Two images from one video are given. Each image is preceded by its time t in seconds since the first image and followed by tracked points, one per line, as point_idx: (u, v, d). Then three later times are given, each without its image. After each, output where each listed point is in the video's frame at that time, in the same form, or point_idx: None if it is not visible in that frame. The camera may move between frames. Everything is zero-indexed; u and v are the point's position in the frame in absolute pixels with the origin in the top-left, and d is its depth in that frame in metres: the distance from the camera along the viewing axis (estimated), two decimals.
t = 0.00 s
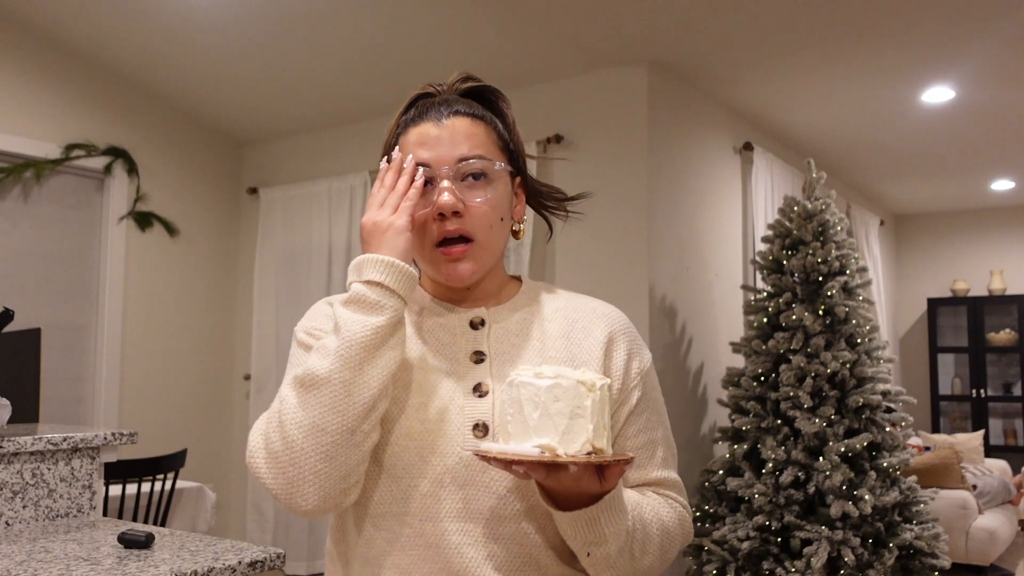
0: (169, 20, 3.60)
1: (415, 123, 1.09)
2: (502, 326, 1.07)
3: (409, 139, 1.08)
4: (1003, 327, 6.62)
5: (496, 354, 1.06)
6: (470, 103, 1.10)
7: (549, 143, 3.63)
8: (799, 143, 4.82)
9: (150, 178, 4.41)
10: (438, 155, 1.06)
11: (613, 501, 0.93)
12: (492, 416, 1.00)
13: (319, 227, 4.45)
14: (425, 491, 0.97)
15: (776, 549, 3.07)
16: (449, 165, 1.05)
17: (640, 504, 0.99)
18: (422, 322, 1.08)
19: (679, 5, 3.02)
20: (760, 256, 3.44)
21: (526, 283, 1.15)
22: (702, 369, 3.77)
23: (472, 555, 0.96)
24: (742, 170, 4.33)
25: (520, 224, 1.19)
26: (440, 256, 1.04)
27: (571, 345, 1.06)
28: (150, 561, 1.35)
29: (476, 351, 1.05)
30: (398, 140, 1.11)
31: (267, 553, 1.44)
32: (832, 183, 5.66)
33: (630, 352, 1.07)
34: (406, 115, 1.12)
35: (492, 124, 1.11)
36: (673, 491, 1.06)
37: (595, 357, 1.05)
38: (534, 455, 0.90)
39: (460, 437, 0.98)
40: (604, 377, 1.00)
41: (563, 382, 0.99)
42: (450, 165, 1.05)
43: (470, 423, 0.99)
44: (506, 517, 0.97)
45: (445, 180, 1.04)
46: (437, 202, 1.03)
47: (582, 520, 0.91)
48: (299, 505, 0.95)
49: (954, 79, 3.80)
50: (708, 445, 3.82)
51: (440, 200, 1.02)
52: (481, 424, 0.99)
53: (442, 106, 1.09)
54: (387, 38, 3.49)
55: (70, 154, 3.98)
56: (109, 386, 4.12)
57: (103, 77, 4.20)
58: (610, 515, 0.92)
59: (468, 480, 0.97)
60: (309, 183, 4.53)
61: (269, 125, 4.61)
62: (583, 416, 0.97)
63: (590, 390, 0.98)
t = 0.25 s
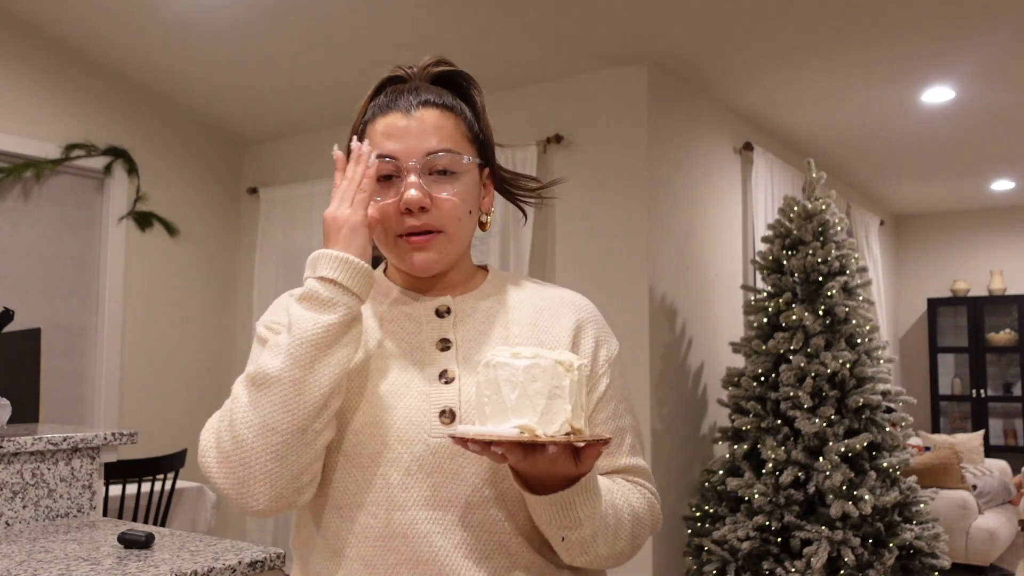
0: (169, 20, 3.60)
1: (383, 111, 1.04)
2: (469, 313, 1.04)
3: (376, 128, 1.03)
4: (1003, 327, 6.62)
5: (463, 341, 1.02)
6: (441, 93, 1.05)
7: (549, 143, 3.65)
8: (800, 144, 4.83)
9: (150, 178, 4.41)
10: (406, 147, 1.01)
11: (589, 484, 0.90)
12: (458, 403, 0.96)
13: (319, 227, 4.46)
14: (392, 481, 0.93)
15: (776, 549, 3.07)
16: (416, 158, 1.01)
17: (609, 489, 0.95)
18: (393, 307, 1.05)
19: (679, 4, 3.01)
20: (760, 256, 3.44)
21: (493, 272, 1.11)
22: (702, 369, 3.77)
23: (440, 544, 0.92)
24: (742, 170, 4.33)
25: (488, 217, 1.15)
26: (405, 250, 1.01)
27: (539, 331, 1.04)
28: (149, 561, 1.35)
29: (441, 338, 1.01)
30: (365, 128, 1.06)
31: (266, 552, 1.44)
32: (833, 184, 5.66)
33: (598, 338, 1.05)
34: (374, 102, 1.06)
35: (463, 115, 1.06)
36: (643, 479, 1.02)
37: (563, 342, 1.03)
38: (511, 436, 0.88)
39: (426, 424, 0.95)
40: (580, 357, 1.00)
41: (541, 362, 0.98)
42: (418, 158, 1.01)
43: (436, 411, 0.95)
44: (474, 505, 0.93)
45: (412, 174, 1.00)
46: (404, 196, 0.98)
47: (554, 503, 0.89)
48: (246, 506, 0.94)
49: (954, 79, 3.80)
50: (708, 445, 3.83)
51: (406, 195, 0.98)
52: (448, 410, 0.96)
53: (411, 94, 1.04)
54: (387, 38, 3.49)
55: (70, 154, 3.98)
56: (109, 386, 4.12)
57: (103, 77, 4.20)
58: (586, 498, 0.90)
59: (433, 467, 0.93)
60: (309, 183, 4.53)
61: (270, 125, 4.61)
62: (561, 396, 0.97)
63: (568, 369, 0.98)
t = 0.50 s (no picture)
0: (169, 20, 3.59)
1: (376, 109, 1.04)
2: (459, 319, 1.02)
3: (370, 125, 1.03)
4: (1003, 327, 6.62)
5: (455, 349, 1.00)
6: (434, 91, 1.06)
7: (549, 143, 3.65)
8: (800, 144, 4.83)
9: (150, 178, 4.40)
10: (400, 142, 1.01)
11: (586, 493, 0.90)
12: (452, 413, 0.95)
13: (319, 227, 4.45)
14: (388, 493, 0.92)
15: (776, 549, 3.07)
16: (412, 153, 1.01)
17: (602, 496, 0.97)
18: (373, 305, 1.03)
19: (680, 4, 3.01)
20: (760, 256, 3.44)
21: (484, 275, 1.10)
22: (702, 369, 3.78)
23: (437, 554, 0.92)
24: (742, 170, 4.33)
25: (480, 217, 1.15)
26: (398, 246, 1.00)
27: (533, 337, 1.05)
28: (149, 561, 1.35)
29: (434, 346, 0.98)
30: (358, 125, 1.05)
31: (266, 553, 1.44)
32: (833, 183, 5.66)
33: (588, 345, 1.08)
34: (366, 99, 1.06)
35: (457, 114, 1.07)
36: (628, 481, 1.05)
37: (555, 350, 1.05)
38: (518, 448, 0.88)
39: (421, 435, 0.93)
40: (581, 368, 1.02)
41: (546, 375, 0.99)
42: (413, 153, 1.01)
43: (431, 420, 0.94)
44: (471, 515, 0.93)
45: (407, 168, 1.00)
46: (399, 190, 0.98)
47: (553, 514, 0.89)
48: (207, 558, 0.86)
49: (954, 79, 3.79)
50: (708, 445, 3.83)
51: (402, 188, 0.98)
52: (442, 420, 0.94)
53: (405, 91, 1.05)
54: (387, 38, 3.49)
55: (70, 154, 3.98)
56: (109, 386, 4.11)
57: (103, 76, 4.20)
58: (582, 508, 0.90)
59: (428, 478, 0.92)
60: (309, 183, 4.53)
61: (270, 125, 4.61)
62: (565, 409, 0.98)
63: (571, 381, 1.00)
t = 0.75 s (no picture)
0: (169, 20, 3.59)
1: (389, 111, 1.04)
2: (469, 323, 1.03)
3: (382, 129, 1.03)
4: (1003, 327, 6.62)
5: (466, 353, 1.01)
6: (448, 94, 1.05)
7: (549, 143, 3.64)
8: (800, 143, 4.83)
9: (150, 178, 4.40)
10: (411, 147, 1.01)
11: (593, 504, 0.90)
12: (463, 418, 0.96)
13: (320, 227, 4.45)
14: (395, 495, 0.93)
15: (776, 549, 3.07)
16: (422, 159, 1.01)
17: (611, 506, 0.97)
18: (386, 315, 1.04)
19: (680, 4, 3.01)
20: (761, 257, 3.44)
21: (496, 279, 1.11)
22: (702, 369, 3.78)
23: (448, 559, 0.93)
24: (742, 170, 4.33)
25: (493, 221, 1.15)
26: (408, 252, 1.00)
27: (545, 343, 1.04)
28: (149, 561, 1.35)
29: (444, 349, 1.00)
30: (370, 129, 1.06)
31: (266, 553, 1.44)
32: (833, 183, 5.66)
33: (601, 352, 1.07)
34: (379, 102, 1.06)
35: (471, 118, 1.07)
36: (637, 491, 1.05)
37: (567, 359, 1.04)
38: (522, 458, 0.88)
39: (431, 440, 0.94)
40: (590, 380, 1.00)
41: (552, 384, 0.98)
42: (424, 158, 1.01)
43: (442, 425, 0.95)
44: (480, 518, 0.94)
45: (418, 174, 1.00)
46: (409, 196, 0.98)
47: (559, 526, 0.89)
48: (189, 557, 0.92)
49: (954, 79, 3.79)
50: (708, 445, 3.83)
51: (411, 195, 0.98)
52: (452, 424, 0.95)
53: (418, 95, 1.05)
54: (387, 38, 3.49)
55: (70, 154, 3.98)
56: (109, 386, 4.11)
57: (103, 77, 4.20)
58: (588, 518, 0.90)
59: (436, 481, 0.93)
60: (309, 183, 4.53)
61: (270, 125, 4.61)
62: (572, 418, 0.96)
63: (578, 392, 0.98)
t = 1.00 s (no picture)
0: (169, 20, 3.59)
1: (405, 114, 1.04)
2: (499, 326, 1.04)
3: (401, 132, 1.03)
4: (1003, 327, 6.62)
5: (496, 357, 1.02)
6: (464, 93, 1.05)
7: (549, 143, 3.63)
8: (798, 143, 4.82)
9: (151, 178, 4.40)
10: (432, 148, 1.01)
11: (625, 508, 0.91)
12: (497, 426, 0.97)
13: (320, 227, 4.45)
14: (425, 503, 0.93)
15: (776, 549, 3.07)
16: (445, 159, 1.01)
17: (646, 504, 0.98)
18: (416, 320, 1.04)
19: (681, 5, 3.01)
20: (761, 257, 3.44)
21: (522, 279, 1.12)
22: (702, 369, 3.78)
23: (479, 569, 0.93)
24: (743, 170, 4.33)
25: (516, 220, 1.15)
26: (436, 253, 1.00)
27: (577, 345, 1.04)
28: (150, 561, 1.35)
29: (475, 355, 1.01)
30: (387, 133, 1.06)
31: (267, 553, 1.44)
32: (832, 183, 5.66)
33: (631, 349, 1.06)
34: (394, 105, 1.06)
35: (488, 114, 1.07)
36: (673, 487, 1.06)
37: (597, 360, 1.03)
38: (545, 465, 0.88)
39: (465, 447, 0.94)
40: (610, 382, 1.00)
41: (570, 390, 0.97)
42: (446, 159, 1.01)
43: (476, 432, 0.96)
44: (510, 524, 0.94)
45: (441, 175, 1.00)
46: (434, 198, 0.98)
47: (592, 531, 0.90)
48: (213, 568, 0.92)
49: (954, 79, 3.79)
50: (708, 445, 3.83)
51: (437, 197, 0.98)
52: (486, 432, 0.96)
53: (435, 95, 1.04)
54: (387, 38, 3.49)
55: (70, 154, 3.97)
56: (109, 387, 4.11)
57: (103, 77, 4.20)
58: (621, 523, 0.91)
59: (470, 490, 0.93)
60: (309, 183, 4.53)
61: (269, 125, 4.61)
62: (592, 424, 0.97)
63: (597, 396, 0.98)
